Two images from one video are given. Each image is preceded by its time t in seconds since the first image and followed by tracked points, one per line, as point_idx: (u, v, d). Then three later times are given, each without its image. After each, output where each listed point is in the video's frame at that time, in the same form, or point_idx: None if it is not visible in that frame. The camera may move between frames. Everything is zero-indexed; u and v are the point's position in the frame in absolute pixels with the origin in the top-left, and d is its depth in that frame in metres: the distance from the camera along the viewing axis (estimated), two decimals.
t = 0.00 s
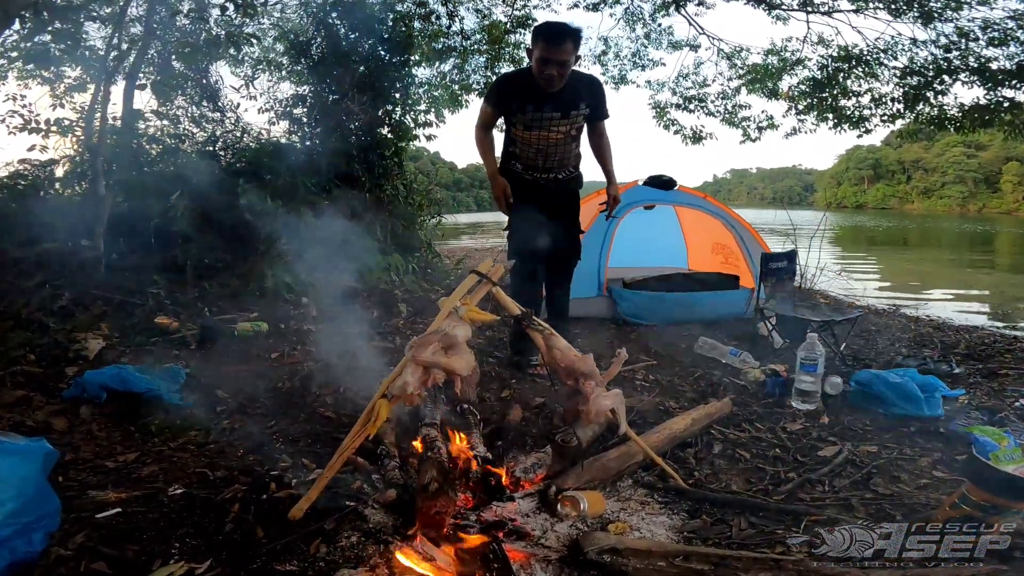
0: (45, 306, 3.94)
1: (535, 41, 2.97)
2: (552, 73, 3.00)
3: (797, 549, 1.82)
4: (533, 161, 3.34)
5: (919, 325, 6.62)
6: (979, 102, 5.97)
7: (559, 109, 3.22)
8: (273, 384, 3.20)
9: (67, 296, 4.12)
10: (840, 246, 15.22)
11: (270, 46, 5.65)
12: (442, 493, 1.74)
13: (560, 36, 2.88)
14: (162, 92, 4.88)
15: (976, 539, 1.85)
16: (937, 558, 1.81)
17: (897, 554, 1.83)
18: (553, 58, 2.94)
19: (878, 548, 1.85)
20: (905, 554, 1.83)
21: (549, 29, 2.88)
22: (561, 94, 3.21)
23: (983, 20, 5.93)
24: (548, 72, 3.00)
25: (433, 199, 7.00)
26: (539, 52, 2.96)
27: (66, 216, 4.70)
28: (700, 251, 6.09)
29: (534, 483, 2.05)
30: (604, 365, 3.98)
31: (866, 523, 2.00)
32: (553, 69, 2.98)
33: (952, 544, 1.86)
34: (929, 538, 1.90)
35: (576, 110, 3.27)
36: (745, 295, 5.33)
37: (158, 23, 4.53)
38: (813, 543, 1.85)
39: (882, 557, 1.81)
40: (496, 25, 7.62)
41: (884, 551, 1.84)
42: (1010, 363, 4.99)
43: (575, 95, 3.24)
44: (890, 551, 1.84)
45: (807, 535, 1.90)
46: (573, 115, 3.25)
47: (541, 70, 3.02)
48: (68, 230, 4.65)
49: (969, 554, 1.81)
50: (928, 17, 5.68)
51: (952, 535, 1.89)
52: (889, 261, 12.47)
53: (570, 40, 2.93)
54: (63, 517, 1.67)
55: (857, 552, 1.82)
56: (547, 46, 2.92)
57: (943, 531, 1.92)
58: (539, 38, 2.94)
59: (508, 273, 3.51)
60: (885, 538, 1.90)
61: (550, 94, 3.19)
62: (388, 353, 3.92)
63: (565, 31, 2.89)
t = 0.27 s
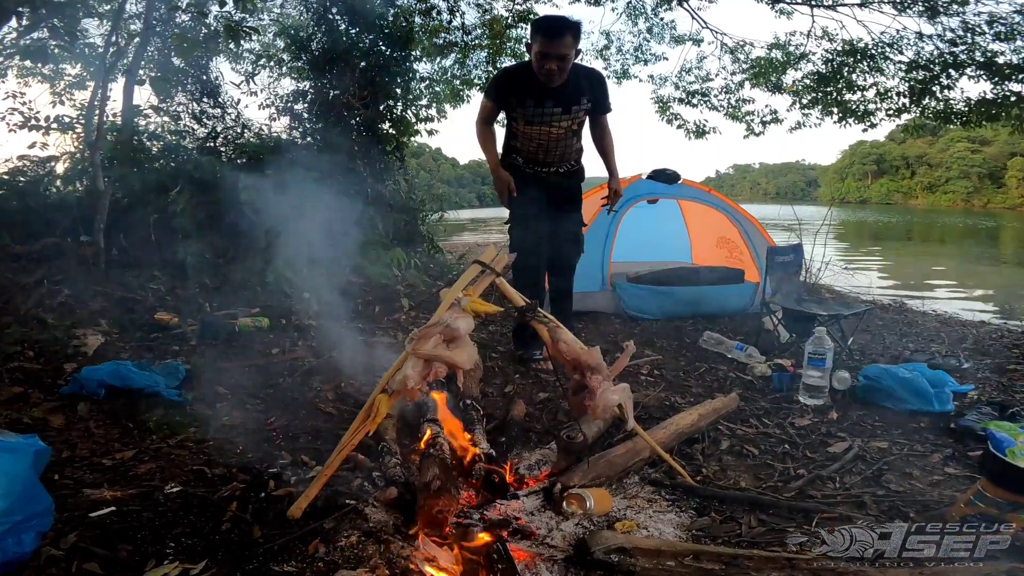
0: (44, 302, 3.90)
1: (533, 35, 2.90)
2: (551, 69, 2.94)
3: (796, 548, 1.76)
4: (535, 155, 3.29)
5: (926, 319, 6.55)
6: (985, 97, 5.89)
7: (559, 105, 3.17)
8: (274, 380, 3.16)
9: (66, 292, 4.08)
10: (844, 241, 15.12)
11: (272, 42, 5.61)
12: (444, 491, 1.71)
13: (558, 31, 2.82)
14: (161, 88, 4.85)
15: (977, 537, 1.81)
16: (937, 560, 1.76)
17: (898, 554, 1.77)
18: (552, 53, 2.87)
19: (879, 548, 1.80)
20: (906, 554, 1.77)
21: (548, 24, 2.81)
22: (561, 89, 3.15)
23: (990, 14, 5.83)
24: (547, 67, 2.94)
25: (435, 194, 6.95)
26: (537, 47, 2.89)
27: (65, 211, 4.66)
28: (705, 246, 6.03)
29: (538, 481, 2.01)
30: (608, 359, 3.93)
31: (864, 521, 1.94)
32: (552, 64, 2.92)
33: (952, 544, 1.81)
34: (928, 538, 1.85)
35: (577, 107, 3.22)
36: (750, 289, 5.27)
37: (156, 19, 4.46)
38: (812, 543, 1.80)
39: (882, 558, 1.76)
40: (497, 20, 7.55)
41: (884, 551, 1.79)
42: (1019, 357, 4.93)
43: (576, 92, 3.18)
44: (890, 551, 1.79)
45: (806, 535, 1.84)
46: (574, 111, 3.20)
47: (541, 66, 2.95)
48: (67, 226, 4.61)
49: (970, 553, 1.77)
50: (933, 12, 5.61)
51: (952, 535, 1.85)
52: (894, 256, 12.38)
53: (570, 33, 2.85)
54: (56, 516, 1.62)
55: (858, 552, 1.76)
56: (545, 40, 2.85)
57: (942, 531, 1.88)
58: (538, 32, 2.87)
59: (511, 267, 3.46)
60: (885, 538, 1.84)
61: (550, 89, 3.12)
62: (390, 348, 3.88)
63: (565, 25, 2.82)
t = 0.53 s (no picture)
0: (46, 298, 3.88)
1: (532, 34, 2.93)
2: (550, 66, 2.94)
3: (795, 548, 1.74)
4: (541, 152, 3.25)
5: (934, 321, 6.49)
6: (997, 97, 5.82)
7: (563, 104, 3.15)
8: (276, 377, 3.14)
9: (69, 288, 4.07)
10: (851, 242, 15.01)
11: (278, 39, 5.59)
12: (447, 492, 1.68)
13: (558, 27, 2.83)
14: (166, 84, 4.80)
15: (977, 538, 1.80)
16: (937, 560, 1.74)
17: (898, 554, 1.75)
18: (550, 50, 2.89)
19: (878, 549, 1.78)
20: (906, 555, 1.75)
21: (546, 21, 2.83)
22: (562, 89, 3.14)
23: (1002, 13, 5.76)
24: (547, 64, 2.94)
25: (439, 192, 6.92)
26: (536, 44, 2.91)
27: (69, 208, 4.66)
28: (711, 247, 5.99)
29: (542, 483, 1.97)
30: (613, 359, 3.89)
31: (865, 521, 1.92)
32: (551, 62, 2.92)
33: (952, 544, 1.79)
34: (928, 538, 1.82)
35: (579, 107, 3.20)
36: (756, 289, 5.22)
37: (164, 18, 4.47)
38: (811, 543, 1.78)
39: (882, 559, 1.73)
40: (503, 18, 7.51)
41: (883, 552, 1.76)
42: None
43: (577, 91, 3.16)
44: (890, 551, 1.77)
45: (805, 535, 1.82)
46: (576, 112, 3.18)
47: (540, 64, 2.96)
48: (71, 222, 4.60)
49: (970, 553, 1.75)
50: (944, 11, 5.54)
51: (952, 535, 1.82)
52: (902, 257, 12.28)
53: (570, 31, 2.87)
54: (51, 515, 1.60)
55: (857, 552, 1.74)
56: (543, 37, 2.87)
57: (942, 531, 1.86)
58: (537, 31, 2.89)
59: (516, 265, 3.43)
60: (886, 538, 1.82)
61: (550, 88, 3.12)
62: (393, 346, 3.85)
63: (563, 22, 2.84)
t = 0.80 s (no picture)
0: (53, 292, 3.90)
1: (526, 59, 2.88)
2: (546, 96, 2.91)
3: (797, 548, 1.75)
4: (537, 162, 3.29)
5: (939, 319, 6.47)
6: (1006, 95, 5.79)
7: (555, 119, 3.21)
8: (280, 372, 3.16)
9: (76, 282, 4.09)
10: (856, 239, 14.94)
11: (282, 34, 5.70)
12: (450, 487, 1.70)
13: (552, 57, 2.80)
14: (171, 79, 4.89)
15: (976, 537, 1.82)
16: (937, 560, 1.75)
17: (897, 554, 1.76)
18: (546, 79, 2.84)
19: (878, 549, 1.78)
20: (906, 555, 1.76)
21: (540, 49, 2.80)
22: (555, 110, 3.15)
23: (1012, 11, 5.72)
24: (542, 94, 2.91)
25: (443, 187, 6.93)
26: (530, 72, 2.86)
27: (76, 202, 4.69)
28: (715, 243, 5.99)
29: (544, 478, 1.99)
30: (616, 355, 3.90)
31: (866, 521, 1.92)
32: (547, 91, 2.89)
33: (951, 544, 1.81)
34: (928, 538, 1.83)
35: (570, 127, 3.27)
36: (760, 287, 5.18)
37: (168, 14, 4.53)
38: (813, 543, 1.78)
39: (881, 558, 1.74)
40: (507, 13, 7.51)
41: (884, 551, 1.77)
42: None
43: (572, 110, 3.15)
44: (890, 551, 1.78)
45: (806, 534, 1.83)
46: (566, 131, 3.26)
47: (535, 91, 2.93)
48: (77, 216, 4.62)
49: (969, 553, 1.77)
50: (954, 9, 5.51)
51: (952, 535, 1.84)
52: (907, 255, 12.23)
53: (564, 56, 2.82)
54: (59, 509, 1.62)
55: (856, 552, 1.75)
56: (538, 66, 2.82)
57: (942, 532, 1.87)
58: (532, 58, 2.84)
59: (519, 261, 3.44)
60: (886, 538, 1.82)
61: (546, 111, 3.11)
62: (397, 341, 3.87)
63: (557, 48, 2.80)
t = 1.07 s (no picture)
0: (72, 284, 4.03)
1: (529, 99, 2.89)
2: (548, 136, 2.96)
3: (799, 547, 1.80)
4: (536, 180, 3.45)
5: (938, 318, 6.54)
6: (1013, 95, 5.84)
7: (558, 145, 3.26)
8: (291, 364, 3.28)
9: (93, 275, 4.22)
10: (862, 236, 14.94)
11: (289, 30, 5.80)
12: (453, 475, 1.81)
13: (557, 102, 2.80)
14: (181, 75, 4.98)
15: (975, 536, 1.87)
16: (938, 560, 1.81)
17: (898, 554, 1.82)
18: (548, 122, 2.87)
19: (878, 548, 1.84)
20: (906, 555, 1.82)
21: (544, 95, 2.80)
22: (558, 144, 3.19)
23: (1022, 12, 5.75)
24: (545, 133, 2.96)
25: (448, 181, 7.03)
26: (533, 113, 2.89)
27: (91, 197, 4.81)
28: (718, 238, 6.06)
29: (542, 468, 2.11)
30: (615, 351, 4.01)
31: (864, 522, 1.99)
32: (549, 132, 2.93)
33: (953, 543, 1.85)
34: (929, 538, 1.89)
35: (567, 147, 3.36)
36: (760, 284, 5.30)
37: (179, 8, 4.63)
38: (813, 543, 1.84)
39: (881, 558, 1.81)
40: (513, 8, 7.57)
41: (884, 552, 1.83)
42: None
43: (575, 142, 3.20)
44: (891, 551, 1.84)
45: (804, 533, 1.89)
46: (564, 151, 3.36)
47: (537, 128, 2.98)
48: (93, 211, 4.75)
49: (970, 553, 1.81)
50: (965, 8, 5.54)
51: (952, 534, 1.89)
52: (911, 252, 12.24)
53: (568, 99, 2.84)
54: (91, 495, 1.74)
55: (856, 552, 1.82)
56: (540, 110, 2.84)
57: (942, 531, 1.93)
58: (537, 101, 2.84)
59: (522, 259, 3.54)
60: (885, 538, 1.89)
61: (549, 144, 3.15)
62: (403, 334, 3.99)
63: (561, 93, 2.81)
